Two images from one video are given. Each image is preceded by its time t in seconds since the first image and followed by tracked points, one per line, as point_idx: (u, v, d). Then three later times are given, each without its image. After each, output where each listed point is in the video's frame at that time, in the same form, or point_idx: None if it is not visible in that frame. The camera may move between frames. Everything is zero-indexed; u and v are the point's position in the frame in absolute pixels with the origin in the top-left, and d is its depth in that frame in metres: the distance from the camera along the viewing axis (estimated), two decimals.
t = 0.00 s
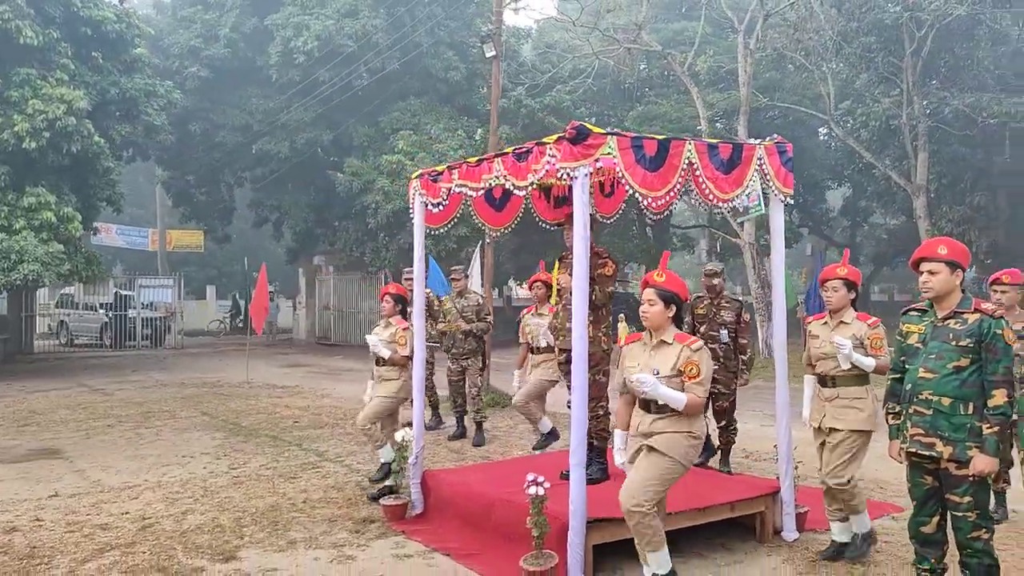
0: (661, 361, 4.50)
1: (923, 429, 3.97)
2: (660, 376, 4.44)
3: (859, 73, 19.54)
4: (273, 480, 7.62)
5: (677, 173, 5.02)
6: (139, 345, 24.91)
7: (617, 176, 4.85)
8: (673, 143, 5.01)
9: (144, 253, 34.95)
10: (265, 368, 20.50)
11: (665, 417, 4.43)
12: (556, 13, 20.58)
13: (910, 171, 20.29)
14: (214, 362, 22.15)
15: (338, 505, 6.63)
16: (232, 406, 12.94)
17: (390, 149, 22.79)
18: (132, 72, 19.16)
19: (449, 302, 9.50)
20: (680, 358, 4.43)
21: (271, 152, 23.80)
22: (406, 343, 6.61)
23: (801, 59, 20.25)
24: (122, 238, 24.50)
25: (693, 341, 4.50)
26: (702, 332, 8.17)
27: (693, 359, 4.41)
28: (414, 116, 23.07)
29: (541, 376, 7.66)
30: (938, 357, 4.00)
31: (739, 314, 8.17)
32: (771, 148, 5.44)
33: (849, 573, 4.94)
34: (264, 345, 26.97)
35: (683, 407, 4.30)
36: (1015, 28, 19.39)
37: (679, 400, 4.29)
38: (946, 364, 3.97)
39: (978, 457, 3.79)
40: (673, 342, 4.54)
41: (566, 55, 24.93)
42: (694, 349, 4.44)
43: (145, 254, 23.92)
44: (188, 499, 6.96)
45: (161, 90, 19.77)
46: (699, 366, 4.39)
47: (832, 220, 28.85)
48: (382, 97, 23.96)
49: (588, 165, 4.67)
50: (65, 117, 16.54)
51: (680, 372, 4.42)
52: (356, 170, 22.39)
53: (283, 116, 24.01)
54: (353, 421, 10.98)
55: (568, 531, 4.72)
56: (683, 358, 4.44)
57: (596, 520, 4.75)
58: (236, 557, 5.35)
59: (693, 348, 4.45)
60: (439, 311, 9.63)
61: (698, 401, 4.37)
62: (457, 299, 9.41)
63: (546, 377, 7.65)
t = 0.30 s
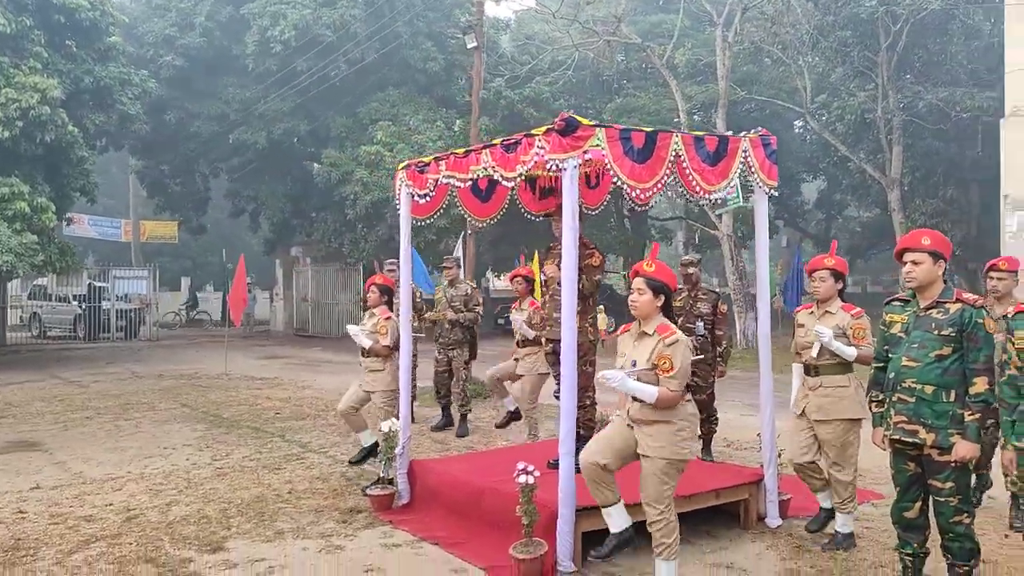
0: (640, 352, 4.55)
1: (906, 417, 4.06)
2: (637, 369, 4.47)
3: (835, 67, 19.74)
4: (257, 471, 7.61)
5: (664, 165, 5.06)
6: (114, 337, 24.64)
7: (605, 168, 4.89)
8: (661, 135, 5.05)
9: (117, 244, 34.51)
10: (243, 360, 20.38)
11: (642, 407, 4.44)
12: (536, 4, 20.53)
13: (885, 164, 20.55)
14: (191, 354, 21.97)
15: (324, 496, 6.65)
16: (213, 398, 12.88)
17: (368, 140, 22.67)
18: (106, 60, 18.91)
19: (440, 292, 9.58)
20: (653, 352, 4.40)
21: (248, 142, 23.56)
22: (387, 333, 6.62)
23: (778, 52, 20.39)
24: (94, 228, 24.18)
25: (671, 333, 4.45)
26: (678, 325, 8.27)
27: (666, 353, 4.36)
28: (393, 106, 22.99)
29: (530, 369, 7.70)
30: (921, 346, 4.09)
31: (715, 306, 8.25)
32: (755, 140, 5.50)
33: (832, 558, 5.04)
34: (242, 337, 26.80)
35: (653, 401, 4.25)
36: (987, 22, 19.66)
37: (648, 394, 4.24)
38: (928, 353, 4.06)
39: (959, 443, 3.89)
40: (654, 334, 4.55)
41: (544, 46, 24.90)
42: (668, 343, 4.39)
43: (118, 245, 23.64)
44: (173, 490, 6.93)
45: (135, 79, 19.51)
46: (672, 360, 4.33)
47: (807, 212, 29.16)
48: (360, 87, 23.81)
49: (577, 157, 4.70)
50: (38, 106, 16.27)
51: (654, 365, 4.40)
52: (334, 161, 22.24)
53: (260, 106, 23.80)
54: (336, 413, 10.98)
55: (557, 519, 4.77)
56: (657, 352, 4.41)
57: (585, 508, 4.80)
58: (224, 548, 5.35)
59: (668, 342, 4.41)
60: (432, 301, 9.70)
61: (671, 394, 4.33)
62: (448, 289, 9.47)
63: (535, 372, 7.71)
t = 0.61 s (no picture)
0: (640, 340, 4.60)
1: (890, 403, 4.17)
2: (640, 355, 4.54)
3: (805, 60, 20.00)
4: (239, 462, 7.57)
5: (652, 155, 5.11)
6: (80, 328, 24.23)
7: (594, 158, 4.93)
8: (649, 126, 5.11)
9: (82, 234, 33.90)
10: (214, 351, 20.18)
11: (637, 393, 4.53)
12: None
13: (853, 157, 20.88)
14: (160, 345, 21.69)
15: (308, 486, 6.65)
16: (186, 389, 12.76)
17: (340, 129, 22.49)
18: (72, 45, 18.54)
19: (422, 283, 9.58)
20: (658, 338, 4.53)
21: (218, 130, 23.35)
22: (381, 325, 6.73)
23: (750, 44, 20.60)
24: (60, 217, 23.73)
25: (671, 320, 4.62)
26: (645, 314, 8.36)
27: (671, 339, 4.51)
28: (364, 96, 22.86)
29: (508, 358, 7.72)
30: (904, 334, 4.20)
31: (681, 295, 8.36)
32: (739, 132, 5.59)
33: (813, 541, 5.17)
34: (212, 328, 26.54)
35: (663, 385, 4.40)
36: (953, 17, 20.05)
37: (659, 377, 4.38)
38: (910, 341, 4.17)
39: (942, 428, 4.01)
40: (650, 322, 4.63)
41: (517, 36, 24.87)
42: (672, 329, 4.54)
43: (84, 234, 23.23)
44: (154, 481, 6.87)
45: (103, 64, 19.14)
46: (676, 345, 4.50)
47: (775, 204, 29.54)
48: (332, 76, 23.60)
49: (567, 147, 4.74)
50: (3, 91, 15.91)
51: (658, 351, 4.53)
52: (306, 150, 22.07)
53: (229, 94, 23.49)
54: (313, 403, 10.95)
55: (547, 505, 4.82)
56: (661, 337, 4.54)
57: (575, 495, 4.86)
58: (211, 538, 5.33)
59: (671, 328, 4.56)
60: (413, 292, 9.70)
61: (675, 378, 4.48)
62: (430, 280, 9.48)
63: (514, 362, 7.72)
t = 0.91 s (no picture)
0: (616, 331, 4.68)
1: (865, 388, 4.32)
2: (614, 346, 4.63)
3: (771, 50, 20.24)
4: (217, 449, 7.55)
5: (636, 145, 5.20)
6: (41, 314, 23.76)
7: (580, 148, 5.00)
8: (633, 116, 5.19)
9: (40, 217, 33.15)
10: (182, 337, 19.97)
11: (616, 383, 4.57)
12: None
13: (817, 146, 21.24)
14: (125, 331, 21.36)
15: (289, 472, 6.66)
16: (156, 375, 12.64)
17: (308, 113, 22.25)
18: (31, 24, 18.07)
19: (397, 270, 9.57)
20: (629, 329, 4.51)
21: (179, 112, 22.74)
22: (355, 312, 6.62)
23: (718, 33, 20.76)
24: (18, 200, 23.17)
25: (644, 312, 4.60)
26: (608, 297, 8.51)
27: (641, 330, 4.48)
28: (332, 79, 22.62)
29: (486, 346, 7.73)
30: (880, 322, 4.35)
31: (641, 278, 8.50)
32: (720, 123, 5.71)
33: (788, 522, 5.32)
34: (177, 314, 26.23)
35: (633, 376, 4.38)
36: (915, 9, 20.42)
37: (628, 368, 4.35)
38: (886, 328, 4.33)
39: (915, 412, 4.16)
40: (629, 313, 4.67)
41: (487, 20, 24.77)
42: (643, 321, 4.52)
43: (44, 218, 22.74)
44: (132, 468, 6.82)
45: (63, 44, 18.70)
46: (647, 337, 4.46)
47: (740, 191, 29.94)
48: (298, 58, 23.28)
49: (554, 137, 4.80)
50: None
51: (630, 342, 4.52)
52: (273, 133, 21.82)
53: (191, 74, 23.00)
54: (288, 389, 10.94)
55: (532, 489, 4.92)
56: (633, 329, 4.53)
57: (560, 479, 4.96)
58: (196, 524, 5.34)
59: (642, 319, 4.54)
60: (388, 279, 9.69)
61: (646, 369, 4.45)
62: (404, 267, 9.48)
63: (490, 350, 7.74)
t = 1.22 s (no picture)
0: (608, 302, 4.73)
1: (841, 359, 4.53)
2: (607, 318, 4.67)
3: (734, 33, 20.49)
4: (196, 426, 7.56)
5: (621, 127, 5.33)
6: None
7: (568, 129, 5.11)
8: (618, 99, 5.32)
9: None
10: (145, 317, 19.70)
11: (605, 353, 4.64)
12: None
13: (779, 129, 21.59)
14: (84, 312, 20.98)
15: (271, 448, 6.73)
16: (124, 355, 12.49)
17: (271, 91, 21.97)
18: None
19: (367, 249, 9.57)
20: (625, 301, 4.67)
21: (139, 90, 21.92)
22: (339, 289, 6.62)
23: (682, 16, 20.92)
24: None
25: (638, 285, 4.74)
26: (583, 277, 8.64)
27: (637, 303, 4.64)
28: (296, 56, 22.36)
29: (465, 323, 7.86)
30: (855, 297, 4.57)
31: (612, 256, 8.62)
32: (700, 106, 5.87)
33: (764, 488, 5.56)
34: (138, 294, 25.82)
35: (630, 347, 4.55)
36: None
37: (626, 338, 4.54)
38: (861, 303, 4.54)
39: (889, 382, 4.39)
40: (619, 285, 4.78)
41: None
42: (637, 294, 4.67)
43: None
44: (114, 445, 6.81)
45: (17, 18, 18.19)
46: (643, 309, 4.63)
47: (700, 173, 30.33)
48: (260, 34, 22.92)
49: (544, 118, 4.90)
50: None
51: (625, 314, 4.67)
52: (235, 111, 21.51)
53: (150, 50, 22.23)
54: (261, 368, 10.93)
55: (522, 460, 5.07)
56: (628, 301, 4.68)
57: (548, 449, 5.11)
58: (187, 498, 5.39)
59: (637, 293, 4.69)
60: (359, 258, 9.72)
61: (642, 340, 4.61)
62: (374, 246, 9.49)
63: (470, 327, 7.86)
